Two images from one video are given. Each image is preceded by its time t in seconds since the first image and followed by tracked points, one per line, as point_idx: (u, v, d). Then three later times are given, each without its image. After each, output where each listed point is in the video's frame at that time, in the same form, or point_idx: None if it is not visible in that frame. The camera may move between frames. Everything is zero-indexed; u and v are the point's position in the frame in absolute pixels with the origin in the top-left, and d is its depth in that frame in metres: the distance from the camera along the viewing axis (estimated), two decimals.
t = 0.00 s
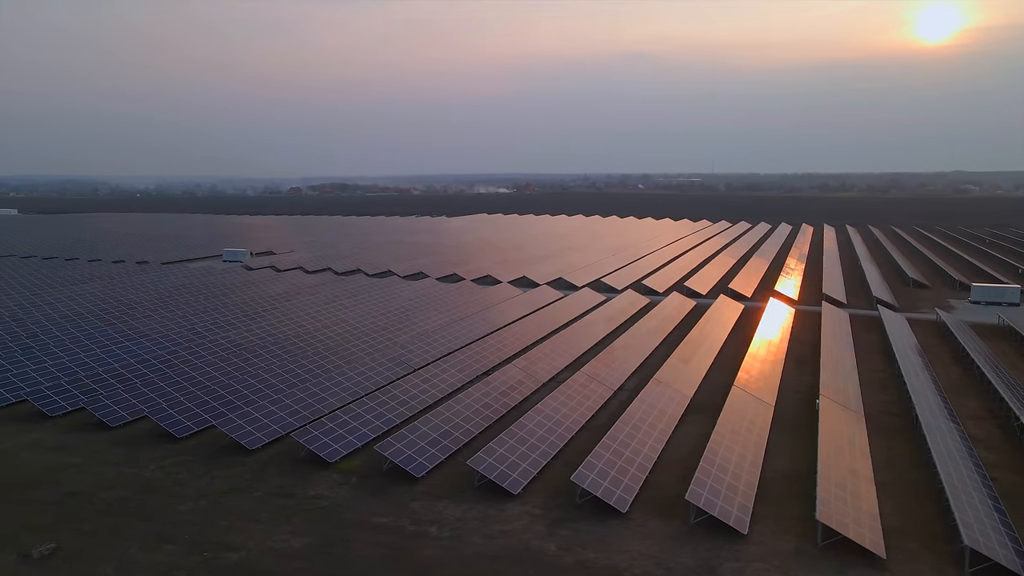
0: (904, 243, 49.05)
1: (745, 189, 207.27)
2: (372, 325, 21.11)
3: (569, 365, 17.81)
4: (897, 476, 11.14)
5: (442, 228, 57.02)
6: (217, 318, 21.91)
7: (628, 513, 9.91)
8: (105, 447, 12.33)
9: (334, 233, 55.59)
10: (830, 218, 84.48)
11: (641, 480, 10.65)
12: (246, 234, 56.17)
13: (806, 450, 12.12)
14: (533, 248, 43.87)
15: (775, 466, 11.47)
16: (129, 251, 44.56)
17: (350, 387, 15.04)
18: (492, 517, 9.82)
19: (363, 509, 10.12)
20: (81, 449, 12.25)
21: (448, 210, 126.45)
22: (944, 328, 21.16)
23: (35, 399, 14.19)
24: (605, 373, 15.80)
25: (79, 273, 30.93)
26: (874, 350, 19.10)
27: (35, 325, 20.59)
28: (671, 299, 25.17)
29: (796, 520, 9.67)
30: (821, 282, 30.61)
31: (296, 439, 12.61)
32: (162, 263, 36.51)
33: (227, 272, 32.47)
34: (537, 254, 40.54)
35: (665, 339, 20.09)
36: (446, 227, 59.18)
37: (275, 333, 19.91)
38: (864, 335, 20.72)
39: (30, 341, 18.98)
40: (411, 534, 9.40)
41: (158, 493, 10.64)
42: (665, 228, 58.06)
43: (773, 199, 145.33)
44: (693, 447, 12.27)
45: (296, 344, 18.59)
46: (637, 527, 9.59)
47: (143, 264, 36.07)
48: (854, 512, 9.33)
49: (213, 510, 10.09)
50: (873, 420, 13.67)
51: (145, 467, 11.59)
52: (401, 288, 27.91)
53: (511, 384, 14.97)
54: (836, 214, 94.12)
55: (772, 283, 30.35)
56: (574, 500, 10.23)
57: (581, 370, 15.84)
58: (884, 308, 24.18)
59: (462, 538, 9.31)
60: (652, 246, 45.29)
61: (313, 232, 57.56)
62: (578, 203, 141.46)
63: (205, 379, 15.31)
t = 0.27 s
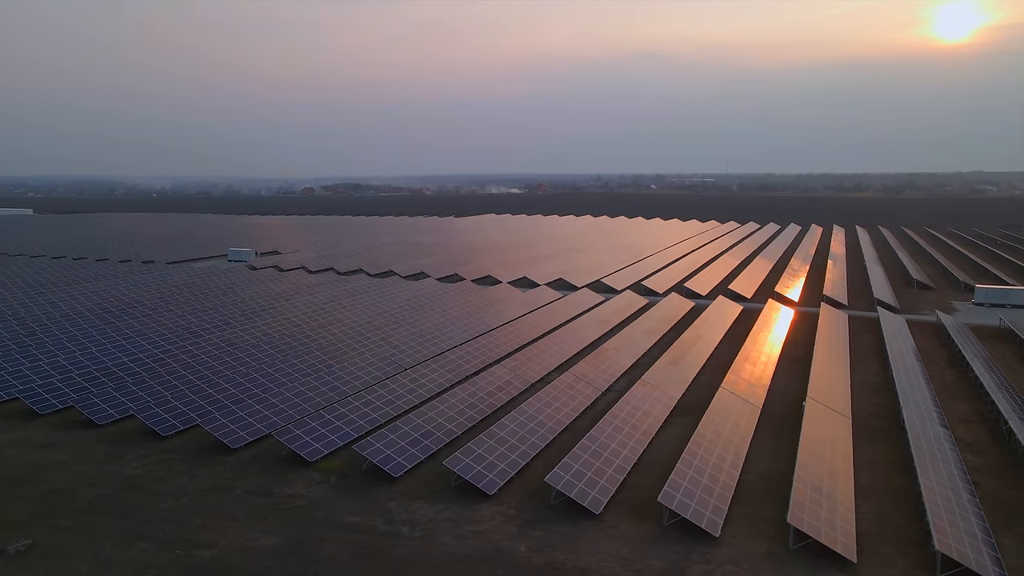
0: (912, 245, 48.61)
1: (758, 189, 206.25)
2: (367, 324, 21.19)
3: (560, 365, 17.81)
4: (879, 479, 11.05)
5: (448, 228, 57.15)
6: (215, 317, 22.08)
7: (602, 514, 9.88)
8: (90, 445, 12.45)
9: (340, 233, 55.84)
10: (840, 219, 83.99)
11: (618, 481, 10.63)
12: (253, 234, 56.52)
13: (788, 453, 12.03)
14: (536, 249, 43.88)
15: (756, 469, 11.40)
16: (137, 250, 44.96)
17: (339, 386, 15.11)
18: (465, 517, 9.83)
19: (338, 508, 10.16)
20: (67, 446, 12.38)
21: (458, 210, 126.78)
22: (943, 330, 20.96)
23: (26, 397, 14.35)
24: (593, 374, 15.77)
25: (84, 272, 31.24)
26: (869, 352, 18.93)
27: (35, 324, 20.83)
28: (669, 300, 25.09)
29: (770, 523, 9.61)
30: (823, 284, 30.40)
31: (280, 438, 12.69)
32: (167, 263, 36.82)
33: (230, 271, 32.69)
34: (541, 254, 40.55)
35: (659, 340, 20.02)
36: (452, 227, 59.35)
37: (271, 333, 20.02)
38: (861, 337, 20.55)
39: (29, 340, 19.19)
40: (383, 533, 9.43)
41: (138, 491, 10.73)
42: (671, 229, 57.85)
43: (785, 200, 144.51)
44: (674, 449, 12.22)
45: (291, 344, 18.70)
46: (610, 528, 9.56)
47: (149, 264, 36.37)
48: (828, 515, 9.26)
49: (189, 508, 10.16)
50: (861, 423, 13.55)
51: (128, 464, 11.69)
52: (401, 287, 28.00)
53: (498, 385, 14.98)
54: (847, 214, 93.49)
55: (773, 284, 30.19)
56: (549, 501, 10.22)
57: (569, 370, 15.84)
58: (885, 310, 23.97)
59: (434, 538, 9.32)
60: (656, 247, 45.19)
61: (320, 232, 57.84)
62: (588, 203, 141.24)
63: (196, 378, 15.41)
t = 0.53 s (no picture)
0: (921, 245, 48.15)
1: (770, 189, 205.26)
2: (362, 323, 21.25)
3: (552, 366, 17.80)
4: (859, 482, 10.94)
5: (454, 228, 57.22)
6: (213, 316, 22.23)
7: (575, 515, 9.86)
8: (76, 442, 12.58)
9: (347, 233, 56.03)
10: (851, 219, 83.48)
11: (595, 481, 10.59)
12: (261, 234, 56.86)
13: (770, 455, 11.95)
14: (540, 249, 43.86)
15: (735, 471, 11.33)
16: (144, 249, 45.36)
17: (327, 382, 15.16)
18: (438, 517, 9.84)
19: (314, 507, 10.19)
20: (53, 444, 12.53)
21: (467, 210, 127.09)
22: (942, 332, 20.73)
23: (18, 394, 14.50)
24: (581, 375, 15.72)
25: (89, 271, 31.55)
26: (865, 353, 18.76)
27: (34, 323, 21.05)
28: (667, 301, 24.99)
29: (744, 526, 9.54)
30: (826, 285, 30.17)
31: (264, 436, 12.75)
32: (173, 262, 37.13)
33: (233, 270, 32.91)
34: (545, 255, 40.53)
35: (652, 341, 19.96)
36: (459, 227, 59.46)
37: (266, 332, 20.14)
38: (859, 339, 20.37)
39: (27, 338, 19.38)
40: (354, 533, 9.46)
41: (118, 487, 10.84)
42: (678, 229, 57.62)
43: (797, 200, 143.62)
44: (655, 450, 12.18)
45: (284, 343, 18.80)
46: (581, 529, 9.54)
47: (154, 263, 36.67)
48: (800, 518, 9.19)
49: (166, 505, 10.25)
50: (848, 426, 13.41)
51: (111, 462, 11.81)
52: (400, 287, 28.09)
53: (484, 385, 15.00)
54: (859, 215, 92.76)
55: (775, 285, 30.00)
56: (523, 501, 10.20)
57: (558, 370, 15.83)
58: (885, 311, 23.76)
59: (404, 538, 9.34)
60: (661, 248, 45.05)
61: (327, 232, 58.09)
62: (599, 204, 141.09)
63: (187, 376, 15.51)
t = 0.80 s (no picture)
0: (929, 246, 47.73)
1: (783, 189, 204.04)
2: (357, 323, 21.33)
3: (542, 365, 17.79)
4: (839, 485, 10.85)
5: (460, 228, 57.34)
6: (210, 315, 22.39)
7: (549, 515, 9.85)
8: (63, 440, 12.73)
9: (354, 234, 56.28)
10: (862, 219, 82.83)
11: (571, 481, 10.57)
12: (268, 234, 57.20)
13: (752, 456, 11.88)
14: (544, 249, 43.84)
15: (715, 472, 11.28)
16: (152, 249, 45.74)
17: (315, 380, 15.24)
18: (411, 516, 9.87)
19: (290, 506, 10.25)
20: (41, 441, 12.67)
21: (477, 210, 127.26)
22: (940, 333, 20.54)
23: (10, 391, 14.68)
24: (569, 375, 15.71)
25: (94, 270, 31.88)
26: (860, 355, 18.62)
27: (34, 322, 21.30)
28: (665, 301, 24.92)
29: (717, 528, 9.49)
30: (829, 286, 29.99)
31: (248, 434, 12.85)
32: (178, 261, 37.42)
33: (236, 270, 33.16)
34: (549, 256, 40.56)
35: (646, 341, 19.90)
36: (466, 227, 59.58)
37: (261, 331, 20.26)
38: (855, 340, 20.23)
39: (26, 337, 19.62)
40: (327, 531, 9.51)
41: (99, 485, 10.94)
42: (683, 229, 57.43)
43: (809, 200, 142.78)
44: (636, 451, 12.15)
45: (277, 342, 18.91)
46: (553, 529, 9.53)
47: (160, 262, 37.00)
48: (773, 520, 9.13)
49: (144, 503, 10.34)
50: (835, 427, 13.31)
51: (95, 459, 11.93)
52: (399, 287, 28.18)
53: (471, 386, 15.03)
54: (870, 215, 92.00)
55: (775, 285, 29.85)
56: (497, 501, 10.21)
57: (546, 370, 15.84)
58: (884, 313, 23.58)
59: (375, 537, 9.37)
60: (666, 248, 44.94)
61: (334, 232, 58.36)
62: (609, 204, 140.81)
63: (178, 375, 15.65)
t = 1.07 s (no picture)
0: (938, 247, 47.26)
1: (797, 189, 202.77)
2: (353, 322, 21.41)
3: (534, 365, 17.77)
4: (818, 487, 10.78)
5: (467, 228, 57.45)
6: (208, 314, 22.54)
7: (522, 515, 9.86)
8: (51, 437, 12.88)
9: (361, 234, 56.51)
10: (874, 220, 82.14)
11: (547, 481, 10.57)
12: (276, 233, 57.54)
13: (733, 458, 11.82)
14: (548, 249, 43.83)
15: (695, 473, 11.24)
16: (160, 248, 46.13)
17: (304, 379, 15.30)
18: (385, 516, 9.91)
19: (266, 504, 10.32)
20: (29, 438, 12.83)
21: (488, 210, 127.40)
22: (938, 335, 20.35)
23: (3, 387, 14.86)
24: (557, 376, 15.69)
25: (99, 269, 32.19)
26: (855, 356, 18.48)
27: (35, 320, 21.59)
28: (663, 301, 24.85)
29: (690, 529, 9.45)
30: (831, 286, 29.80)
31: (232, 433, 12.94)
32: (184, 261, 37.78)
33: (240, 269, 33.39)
34: (552, 257, 40.56)
35: (640, 341, 19.85)
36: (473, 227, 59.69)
37: (256, 330, 20.38)
38: (851, 341, 20.09)
39: (24, 335, 19.85)
40: (300, 530, 9.56)
41: (81, 482, 11.06)
42: (690, 230, 57.18)
43: (822, 199, 141.80)
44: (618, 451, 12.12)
45: (271, 341, 19.01)
46: (525, 529, 9.53)
47: (165, 261, 37.32)
48: (744, 522, 9.10)
49: (123, 500, 10.44)
50: (821, 429, 13.23)
51: (80, 456, 12.07)
52: (398, 286, 28.25)
53: (458, 386, 15.03)
54: (883, 215, 91.17)
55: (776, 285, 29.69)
56: (472, 501, 10.22)
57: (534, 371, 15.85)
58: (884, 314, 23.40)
59: (347, 536, 9.41)
60: (670, 249, 44.81)
61: (341, 232, 58.64)
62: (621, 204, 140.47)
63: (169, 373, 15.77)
